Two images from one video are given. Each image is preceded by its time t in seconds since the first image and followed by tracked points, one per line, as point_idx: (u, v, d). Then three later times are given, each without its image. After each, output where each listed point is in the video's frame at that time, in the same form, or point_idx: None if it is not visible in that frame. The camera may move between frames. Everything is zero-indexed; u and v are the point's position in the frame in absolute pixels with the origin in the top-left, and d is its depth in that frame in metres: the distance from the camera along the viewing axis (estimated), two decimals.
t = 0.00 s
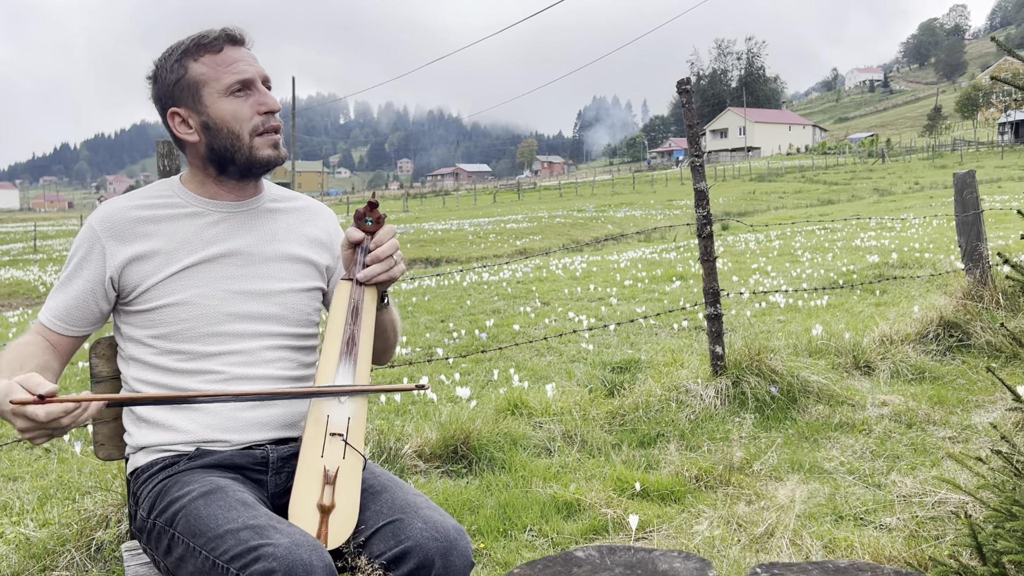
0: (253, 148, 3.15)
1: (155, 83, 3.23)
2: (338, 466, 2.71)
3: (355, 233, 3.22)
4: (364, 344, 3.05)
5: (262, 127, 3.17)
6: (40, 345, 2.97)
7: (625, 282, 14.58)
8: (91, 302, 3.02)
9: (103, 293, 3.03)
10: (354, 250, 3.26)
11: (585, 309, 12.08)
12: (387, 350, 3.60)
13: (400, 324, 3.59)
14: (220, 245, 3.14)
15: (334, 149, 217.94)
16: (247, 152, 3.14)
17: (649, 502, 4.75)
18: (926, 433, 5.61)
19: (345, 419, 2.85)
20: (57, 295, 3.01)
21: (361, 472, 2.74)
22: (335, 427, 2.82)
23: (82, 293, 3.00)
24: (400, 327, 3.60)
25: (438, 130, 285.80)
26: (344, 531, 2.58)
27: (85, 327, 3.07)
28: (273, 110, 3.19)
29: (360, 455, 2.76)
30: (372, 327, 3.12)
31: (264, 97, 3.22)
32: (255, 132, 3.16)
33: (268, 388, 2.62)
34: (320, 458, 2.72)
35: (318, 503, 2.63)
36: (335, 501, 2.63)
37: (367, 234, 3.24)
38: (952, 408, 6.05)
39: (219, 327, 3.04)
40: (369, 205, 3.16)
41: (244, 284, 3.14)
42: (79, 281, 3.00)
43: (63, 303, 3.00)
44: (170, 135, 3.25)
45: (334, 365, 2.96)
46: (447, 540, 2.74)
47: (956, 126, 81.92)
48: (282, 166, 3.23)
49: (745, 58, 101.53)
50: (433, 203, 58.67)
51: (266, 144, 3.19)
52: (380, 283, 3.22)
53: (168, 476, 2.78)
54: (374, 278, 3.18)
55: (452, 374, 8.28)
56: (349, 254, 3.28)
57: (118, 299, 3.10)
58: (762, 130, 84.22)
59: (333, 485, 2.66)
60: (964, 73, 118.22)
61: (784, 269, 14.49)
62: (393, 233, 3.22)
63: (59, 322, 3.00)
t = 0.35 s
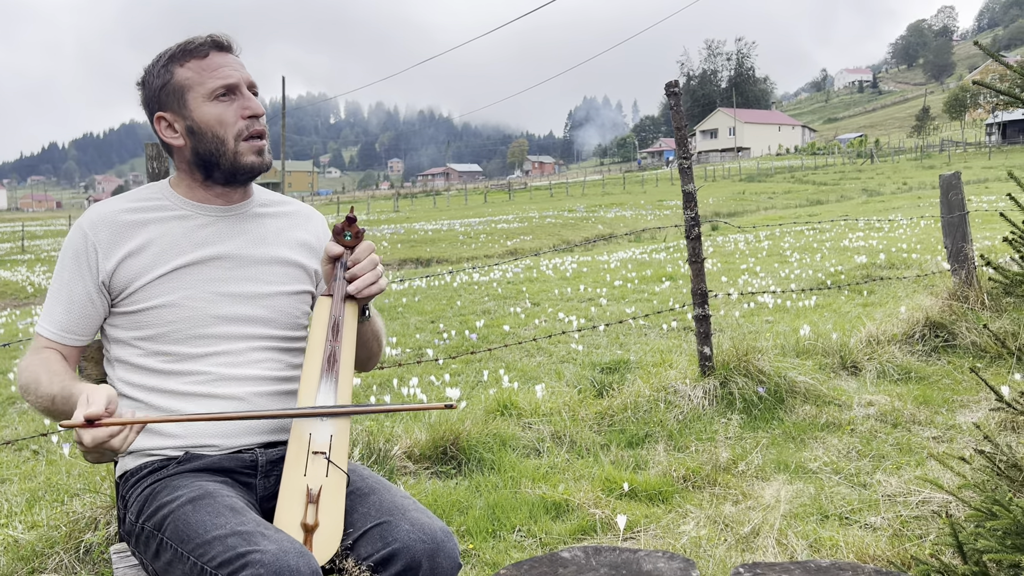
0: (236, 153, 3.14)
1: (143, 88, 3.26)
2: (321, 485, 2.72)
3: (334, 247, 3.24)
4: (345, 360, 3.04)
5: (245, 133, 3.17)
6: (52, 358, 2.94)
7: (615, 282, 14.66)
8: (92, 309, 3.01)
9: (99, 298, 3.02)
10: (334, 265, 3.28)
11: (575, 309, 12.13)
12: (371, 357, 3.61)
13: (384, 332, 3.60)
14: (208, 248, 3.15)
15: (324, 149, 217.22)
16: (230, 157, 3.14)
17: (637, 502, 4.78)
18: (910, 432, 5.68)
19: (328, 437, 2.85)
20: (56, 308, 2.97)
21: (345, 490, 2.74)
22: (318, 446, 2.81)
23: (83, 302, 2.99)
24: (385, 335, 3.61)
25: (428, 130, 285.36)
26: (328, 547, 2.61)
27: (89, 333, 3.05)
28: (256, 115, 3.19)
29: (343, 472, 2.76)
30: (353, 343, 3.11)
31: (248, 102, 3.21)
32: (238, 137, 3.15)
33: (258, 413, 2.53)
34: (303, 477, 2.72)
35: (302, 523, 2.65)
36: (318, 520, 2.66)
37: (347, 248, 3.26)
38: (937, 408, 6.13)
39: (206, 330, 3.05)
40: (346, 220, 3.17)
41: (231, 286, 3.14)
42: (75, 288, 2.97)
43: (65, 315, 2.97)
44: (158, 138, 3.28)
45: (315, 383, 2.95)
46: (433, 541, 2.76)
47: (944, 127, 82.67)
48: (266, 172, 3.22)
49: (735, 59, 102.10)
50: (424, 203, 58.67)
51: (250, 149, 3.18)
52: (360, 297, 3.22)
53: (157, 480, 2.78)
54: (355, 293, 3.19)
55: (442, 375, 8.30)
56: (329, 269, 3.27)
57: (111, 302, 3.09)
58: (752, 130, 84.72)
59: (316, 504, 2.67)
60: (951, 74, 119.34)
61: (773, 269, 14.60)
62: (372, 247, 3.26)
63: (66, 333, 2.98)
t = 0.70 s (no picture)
0: (221, 155, 3.14)
1: (130, 89, 3.26)
2: (318, 487, 2.74)
3: (331, 243, 3.24)
4: (341, 362, 3.06)
5: (231, 135, 3.17)
6: (50, 359, 2.95)
7: (607, 283, 14.71)
8: (83, 309, 3.01)
9: (88, 297, 3.01)
10: (330, 262, 3.28)
11: (567, 310, 12.17)
12: (361, 356, 3.62)
13: (375, 331, 3.63)
14: (199, 247, 3.14)
15: (316, 149, 216.66)
16: (215, 159, 3.13)
17: (628, 503, 4.81)
18: (900, 433, 5.74)
19: (323, 439, 2.87)
20: (46, 307, 2.96)
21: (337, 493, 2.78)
22: (314, 446, 2.82)
23: (73, 302, 2.98)
24: (376, 334, 3.63)
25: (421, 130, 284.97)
26: (323, 550, 2.63)
27: (82, 332, 3.06)
28: (242, 118, 3.19)
29: (337, 472, 2.81)
30: (348, 345, 3.14)
31: (233, 104, 3.21)
32: (223, 139, 3.15)
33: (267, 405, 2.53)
34: (300, 478, 2.72)
35: (298, 523, 2.64)
36: (315, 522, 2.66)
37: (343, 248, 3.25)
38: (927, 409, 6.19)
39: (196, 327, 3.04)
40: (350, 220, 3.17)
41: (223, 284, 3.14)
42: (64, 291, 2.96)
43: (56, 315, 2.97)
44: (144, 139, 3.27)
45: (313, 384, 2.94)
46: (425, 543, 2.78)
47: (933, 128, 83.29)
48: (250, 175, 3.22)
49: (727, 60, 102.57)
50: (416, 203, 58.64)
51: (233, 151, 3.18)
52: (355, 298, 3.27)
53: (151, 483, 2.77)
54: (349, 294, 3.21)
55: (434, 376, 8.32)
56: (325, 267, 3.30)
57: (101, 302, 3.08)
58: (743, 131, 85.15)
59: (314, 505, 2.68)
60: (941, 76, 120.25)
61: (764, 270, 14.67)
62: (367, 252, 3.23)
63: (58, 333, 2.99)
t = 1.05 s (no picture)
0: (209, 158, 3.13)
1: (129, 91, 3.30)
2: (317, 489, 2.74)
3: (324, 245, 3.24)
4: (338, 364, 3.06)
5: (219, 137, 3.15)
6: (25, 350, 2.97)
7: (602, 283, 14.73)
8: (70, 300, 3.01)
9: (78, 290, 3.02)
10: (323, 265, 3.26)
11: (562, 309, 12.19)
12: (361, 357, 3.62)
13: (372, 331, 3.62)
14: (196, 243, 3.14)
15: (310, 149, 216.19)
16: (203, 161, 3.13)
17: (625, 502, 4.82)
18: (895, 432, 5.77)
19: (321, 441, 2.87)
20: (34, 297, 3.01)
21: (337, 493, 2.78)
22: (311, 449, 2.83)
23: (59, 291, 2.99)
24: (373, 334, 3.63)
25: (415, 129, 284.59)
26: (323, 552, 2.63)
27: (68, 325, 3.07)
28: (230, 119, 3.16)
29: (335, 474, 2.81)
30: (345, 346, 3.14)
31: (223, 105, 3.18)
32: (212, 142, 3.14)
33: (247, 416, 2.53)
34: (299, 481, 2.72)
35: (298, 525, 2.65)
36: (314, 524, 2.66)
37: (336, 249, 3.25)
38: (922, 408, 6.22)
39: (194, 322, 3.03)
40: (340, 219, 3.18)
41: (221, 280, 3.13)
42: (55, 281, 2.98)
43: (41, 303, 2.99)
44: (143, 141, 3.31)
45: (309, 388, 2.94)
46: (425, 542, 2.78)
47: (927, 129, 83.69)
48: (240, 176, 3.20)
49: (721, 61, 102.85)
50: (411, 203, 58.60)
51: (224, 152, 3.16)
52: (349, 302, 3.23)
53: (151, 483, 2.76)
54: (346, 295, 3.18)
55: (430, 376, 8.32)
56: (319, 270, 3.28)
57: (94, 296, 3.08)
58: (737, 131, 85.41)
59: (313, 507, 2.68)
60: (934, 76, 120.85)
61: (759, 270, 14.69)
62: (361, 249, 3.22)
63: (43, 323, 3.00)
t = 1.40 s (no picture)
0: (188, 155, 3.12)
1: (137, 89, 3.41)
2: (316, 471, 2.73)
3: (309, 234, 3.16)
4: (332, 347, 3.04)
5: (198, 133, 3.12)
6: (22, 344, 2.95)
7: (600, 282, 14.75)
8: (72, 297, 3.00)
9: (79, 288, 3.01)
10: (314, 253, 3.22)
11: (559, 309, 12.20)
12: (374, 346, 3.62)
13: (383, 320, 3.63)
14: (197, 244, 3.15)
15: (307, 149, 215.85)
16: (183, 158, 3.12)
17: (625, 500, 4.83)
18: (893, 430, 5.79)
19: (320, 425, 2.86)
20: (35, 291, 3.00)
21: (340, 477, 2.76)
22: (311, 432, 2.82)
23: (61, 287, 2.98)
24: (385, 324, 3.64)
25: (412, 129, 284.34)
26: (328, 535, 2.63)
27: (68, 322, 3.06)
28: (208, 115, 3.11)
29: (337, 457, 2.79)
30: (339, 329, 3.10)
31: (204, 101, 3.14)
32: (191, 138, 3.12)
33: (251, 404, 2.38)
34: (297, 465, 2.73)
35: (299, 510, 2.66)
36: (315, 506, 2.67)
37: (322, 235, 3.17)
38: (920, 406, 6.24)
39: (195, 323, 3.03)
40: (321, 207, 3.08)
41: (222, 280, 3.13)
42: (56, 276, 2.98)
43: (42, 299, 2.98)
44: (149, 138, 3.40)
45: (303, 371, 2.96)
46: (426, 539, 2.77)
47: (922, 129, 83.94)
48: (220, 172, 3.14)
49: (718, 61, 103.06)
50: (407, 202, 58.52)
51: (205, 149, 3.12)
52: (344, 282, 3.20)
53: (154, 480, 2.76)
54: (336, 280, 3.14)
55: (428, 375, 8.32)
56: (309, 257, 3.25)
57: (95, 294, 3.07)
58: (734, 131, 85.55)
59: (312, 490, 2.68)
60: (930, 77, 121.25)
61: (756, 270, 14.72)
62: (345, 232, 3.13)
63: (42, 319, 2.99)
